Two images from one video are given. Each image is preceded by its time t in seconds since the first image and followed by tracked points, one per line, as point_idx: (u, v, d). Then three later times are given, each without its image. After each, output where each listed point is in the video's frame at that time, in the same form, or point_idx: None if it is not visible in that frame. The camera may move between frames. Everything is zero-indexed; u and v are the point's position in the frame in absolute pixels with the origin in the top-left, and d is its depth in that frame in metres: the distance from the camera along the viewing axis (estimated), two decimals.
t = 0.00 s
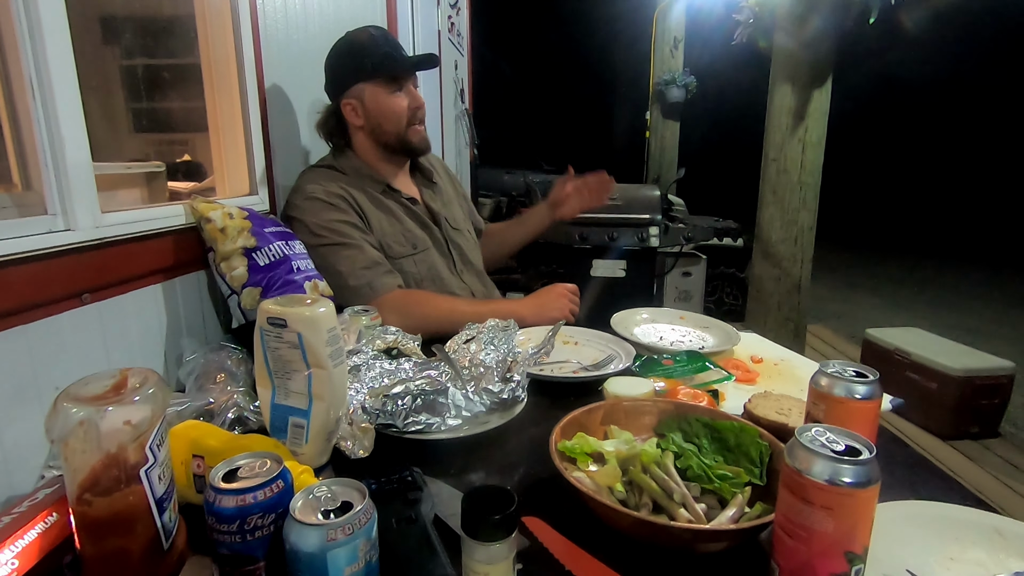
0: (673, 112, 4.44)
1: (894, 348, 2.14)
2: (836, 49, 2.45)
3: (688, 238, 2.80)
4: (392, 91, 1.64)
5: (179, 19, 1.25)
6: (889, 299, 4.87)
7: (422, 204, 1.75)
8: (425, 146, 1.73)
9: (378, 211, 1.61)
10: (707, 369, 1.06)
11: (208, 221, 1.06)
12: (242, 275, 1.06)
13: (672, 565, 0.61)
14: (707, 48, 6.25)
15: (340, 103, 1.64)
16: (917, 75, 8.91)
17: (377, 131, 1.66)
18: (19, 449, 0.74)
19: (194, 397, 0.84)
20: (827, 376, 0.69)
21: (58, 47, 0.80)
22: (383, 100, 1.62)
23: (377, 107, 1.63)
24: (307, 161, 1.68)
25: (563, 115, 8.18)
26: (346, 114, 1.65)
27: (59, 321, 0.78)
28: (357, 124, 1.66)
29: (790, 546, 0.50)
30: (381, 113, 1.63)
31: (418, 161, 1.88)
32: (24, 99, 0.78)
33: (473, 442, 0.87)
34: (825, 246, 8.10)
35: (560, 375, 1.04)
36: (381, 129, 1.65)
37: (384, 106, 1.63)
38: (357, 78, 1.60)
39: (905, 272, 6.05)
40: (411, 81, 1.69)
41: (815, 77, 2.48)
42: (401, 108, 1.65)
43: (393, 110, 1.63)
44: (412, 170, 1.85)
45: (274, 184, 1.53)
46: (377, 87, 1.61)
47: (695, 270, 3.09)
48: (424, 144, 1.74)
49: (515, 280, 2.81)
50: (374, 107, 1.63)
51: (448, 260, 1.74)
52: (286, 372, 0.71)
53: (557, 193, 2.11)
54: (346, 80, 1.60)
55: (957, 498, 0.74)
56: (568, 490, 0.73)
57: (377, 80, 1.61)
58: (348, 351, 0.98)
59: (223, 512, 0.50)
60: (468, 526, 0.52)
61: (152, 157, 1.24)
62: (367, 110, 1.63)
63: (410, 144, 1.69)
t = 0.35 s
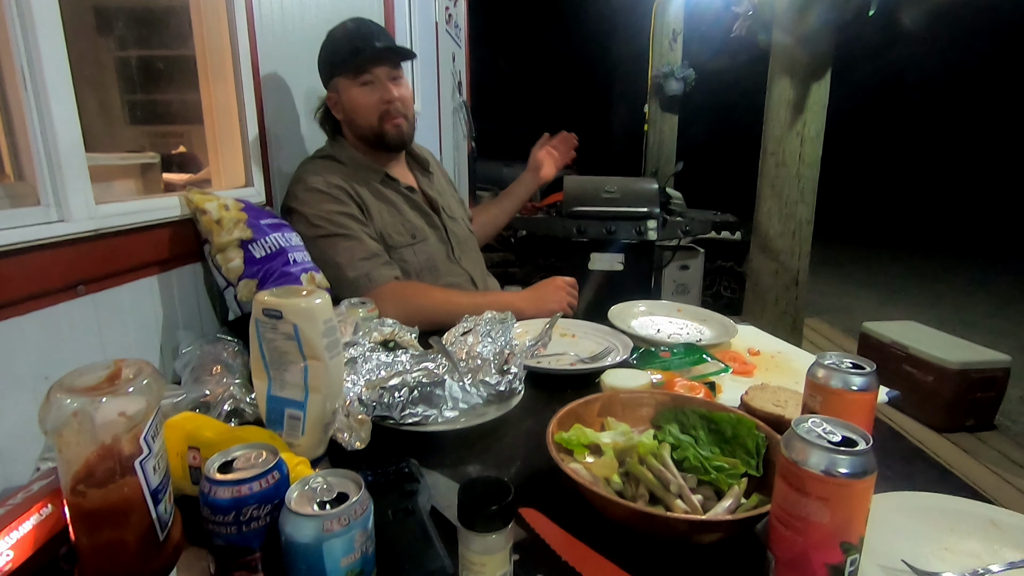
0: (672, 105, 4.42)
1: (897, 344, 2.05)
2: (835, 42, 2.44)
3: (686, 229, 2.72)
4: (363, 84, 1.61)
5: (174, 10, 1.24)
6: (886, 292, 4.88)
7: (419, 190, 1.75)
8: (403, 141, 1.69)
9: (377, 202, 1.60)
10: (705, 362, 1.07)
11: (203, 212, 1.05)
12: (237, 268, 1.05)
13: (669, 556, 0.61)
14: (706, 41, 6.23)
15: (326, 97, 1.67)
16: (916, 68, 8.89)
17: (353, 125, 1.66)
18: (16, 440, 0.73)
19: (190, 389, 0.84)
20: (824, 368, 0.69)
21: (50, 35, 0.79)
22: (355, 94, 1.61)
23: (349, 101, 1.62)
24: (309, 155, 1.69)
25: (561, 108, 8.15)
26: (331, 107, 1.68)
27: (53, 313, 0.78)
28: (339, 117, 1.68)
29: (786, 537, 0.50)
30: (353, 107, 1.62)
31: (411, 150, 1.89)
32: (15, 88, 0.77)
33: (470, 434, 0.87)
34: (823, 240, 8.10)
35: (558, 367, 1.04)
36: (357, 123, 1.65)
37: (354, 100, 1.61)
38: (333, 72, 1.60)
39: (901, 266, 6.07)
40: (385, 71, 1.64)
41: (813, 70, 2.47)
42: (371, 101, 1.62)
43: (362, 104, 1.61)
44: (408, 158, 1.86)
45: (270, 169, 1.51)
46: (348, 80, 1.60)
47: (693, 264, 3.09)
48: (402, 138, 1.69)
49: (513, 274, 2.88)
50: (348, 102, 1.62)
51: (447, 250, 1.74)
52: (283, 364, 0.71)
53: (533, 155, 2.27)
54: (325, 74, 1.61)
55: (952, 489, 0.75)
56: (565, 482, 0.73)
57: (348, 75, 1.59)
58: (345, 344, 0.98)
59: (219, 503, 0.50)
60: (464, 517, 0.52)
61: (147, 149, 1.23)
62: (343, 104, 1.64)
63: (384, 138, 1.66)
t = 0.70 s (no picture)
0: (669, 97, 4.40)
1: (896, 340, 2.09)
2: (834, 33, 2.43)
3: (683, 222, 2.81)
4: (357, 71, 1.60)
5: None
6: (882, 285, 4.89)
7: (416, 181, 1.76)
8: (398, 127, 1.69)
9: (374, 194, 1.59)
10: (701, 353, 1.06)
11: (197, 201, 1.04)
12: (232, 258, 1.04)
13: (665, 545, 0.61)
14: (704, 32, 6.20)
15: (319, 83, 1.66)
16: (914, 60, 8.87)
17: (348, 114, 1.66)
18: (9, 430, 0.73)
19: (184, 379, 0.84)
20: (821, 358, 0.69)
21: (39, 21, 0.78)
22: (349, 82, 1.60)
23: (344, 90, 1.61)
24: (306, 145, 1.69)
25: (559, 100, 8.11)
26: (325, 94, 1.68)
27: (46, 302, 0.77)
28: (334, 105, 1.68)
29: (782, 526, 0.50)
30: (348, 96, 1.62)
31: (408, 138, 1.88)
32: (4, 75, 0.76)
33: (467, 425, 0.87)
34: (819, 232, 8.11)
35: (555, 358, 1.04)
36: (352, 112, 1.65)
37: (349, 89, 1.61)
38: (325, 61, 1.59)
39: (898, 259, 6.07)
40: (378, 57, 1.63)
41: (812, 61, 2.46)
42: (365, 90, 1.61)
43: (357, 94, 1.61)
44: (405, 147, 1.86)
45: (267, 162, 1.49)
46: (341, 69, 1.59)
47: (690, 256, 3.09)
48: (398, 124, 1.70)
49: (511, 266, 2.89)
50: (342, 90, 1.62)
51: (444, 241, 1.73)
52: (278, 354, 0.70)
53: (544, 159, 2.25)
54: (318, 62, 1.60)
55: (947, 479, 0.75)
56: (562, 472, 0.73)
57: (340, 63, 1.58)
58: (341, 334, 0.97)
59: (214, 493, 0.49)
60: (461, 508, 0.51)
61: (140, 138, 1.22)
62: (337, 93, 1.63)
63: (381, 127, 1.66)
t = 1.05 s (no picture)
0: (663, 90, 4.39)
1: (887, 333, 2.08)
2: (827, 26, 2.43)
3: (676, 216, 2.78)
4: (356, 64, 1.59)
5: None
6: (873, 278, 4.92)
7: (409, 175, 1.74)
8: (394, 125, 1.67)
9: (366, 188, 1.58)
10: (694, 345, 1.06)
11: (185, 194, 1.03)
12: (222, 252, 1.03)
13: (657, 537, 0.61)
14: (698, 25, 6.18)
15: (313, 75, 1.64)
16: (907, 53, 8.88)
17: (343, 107, 1.63)
18: None
19: (173, 374, 0.83)
20: (813, 350, 0.69)
21: (21, 10, 0.76)
22: (347, 74, 1.59)
23: (341, 81, 1.59)
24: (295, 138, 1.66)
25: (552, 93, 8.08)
26: (319, 87, 1.65)
27: (31, 298, 0.76)
28: (328, 97, 1.65)
29: (774, 518, 0.50)
30: (344, 88, 1.59)
31: (402, 133, 1.86)
32: None
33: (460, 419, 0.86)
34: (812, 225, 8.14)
35: (548, 352, 1.04)
36: (347, 105, 1.62)
37: (346, 81, 1.59)
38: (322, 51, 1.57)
39: (889, 251, 6.11)
40: (377, 50, 1.61)
41: (805, 54, 2.46)
42: (364, 83, 1.60)
43: (354, 86, 1.59)
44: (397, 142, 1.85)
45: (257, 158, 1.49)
46: (339, 61, 1.57)
47: (684, 249, 3.09)
48: (394, 122, 1.68)
49: (504, 259, 2.86)
50: (338, 82, 1.60)
51: (437, 237, 1.72)
52: (268, 348, 0.70)
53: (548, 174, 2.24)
54: (313, 53, 1.57)
55: (937, 469, 0.75)
56: (555, 466, 0.73)
57: (338, 55, 1.56)
58: (332, 328, 0.96)
59: (202, 489, 0.49)
60: (452, 501, 0.51)
61: (127, 131, 1.20)
62: (333, 84, 1.61)
63: (377, 122, 1.64)
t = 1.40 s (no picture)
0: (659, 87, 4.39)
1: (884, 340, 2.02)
2: (823, 24, 2.44)
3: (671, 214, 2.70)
4: (380, 53, 1.67)
5: None
6: (866, 276, 4.95)
7: (406, 173, 1.74)
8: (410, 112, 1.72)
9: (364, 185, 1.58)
10: (689, 343, 1.06)
11: (180, 191, 1.02)
12: (216, 249, 1.03)
13: (652, 535, 0.62)
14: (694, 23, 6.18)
15: (326, 67, 1.67)
16: (902, 52, 8.91)
17: (363, 94, 1.66)
18: None
19: (168, 371, 0.83)
20: (808, 348, 0.70)
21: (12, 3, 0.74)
22: (371, 61, 1.65)
23: (364, 68, 1.65)
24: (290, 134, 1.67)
25: (549, 90, 8.07)
26: (333, 77, 1.67)
27: (24, 294, 0.76)
28: (343, 88, 1.68)
29: (768, 515, 0.51)
30: (369, 74, 1.65)
31: (400, 132, 1.87)
32: None
33: (455, 417, 0.87)
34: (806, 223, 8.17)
35: (544, 349, 1.04)
36: (369, 91, 1.66)
37: (371, 67, 1.65)
38: (345, 40, 1.64)
39: (882, 250, 6.14)
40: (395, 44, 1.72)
41: (800, 52, 2.47)
42: (388, 69, 1.67)
43: (379, 72, 1.65)
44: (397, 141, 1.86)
45: (252, 157, 1.46)
46: (365, 48, 1.65)
47: (679, 247, 3.09)
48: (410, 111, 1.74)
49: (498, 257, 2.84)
50: (361, 69, 1.65)
51: (433, 235, 1.72)
52: (263, 346, 0.69)
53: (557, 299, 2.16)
54: (335, 44, 1.63)
55: (929, 467, 0.76)
56: (550, 463, 0.73)
57: (366, 42, 1.65)
58: (328, 326, 0.96)
59: (198, 487, 0.48)
60: (449, 499, 0.50)
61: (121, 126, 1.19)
62: (354, 72, 1.65)
63: (398, 108, 1.69)
